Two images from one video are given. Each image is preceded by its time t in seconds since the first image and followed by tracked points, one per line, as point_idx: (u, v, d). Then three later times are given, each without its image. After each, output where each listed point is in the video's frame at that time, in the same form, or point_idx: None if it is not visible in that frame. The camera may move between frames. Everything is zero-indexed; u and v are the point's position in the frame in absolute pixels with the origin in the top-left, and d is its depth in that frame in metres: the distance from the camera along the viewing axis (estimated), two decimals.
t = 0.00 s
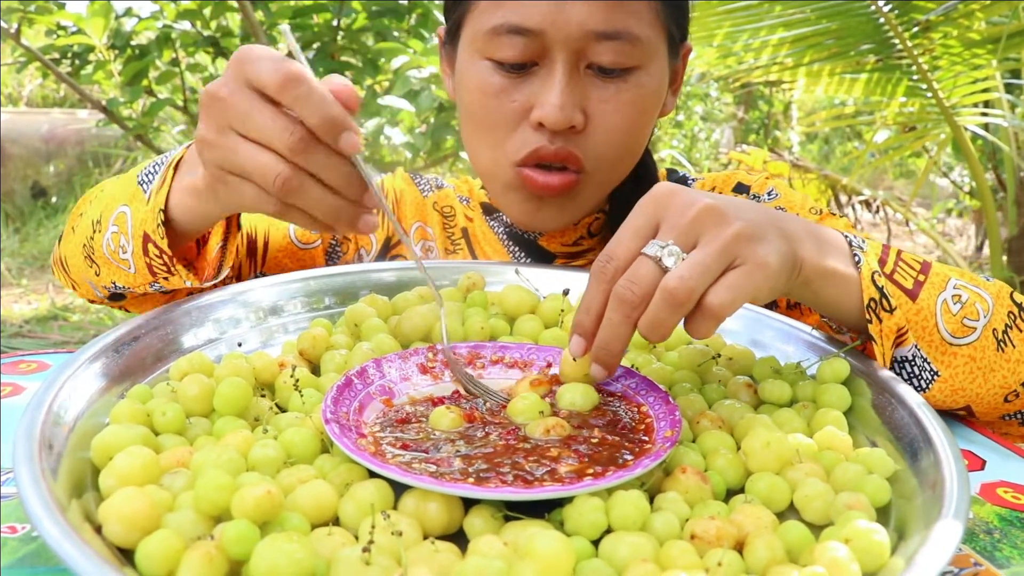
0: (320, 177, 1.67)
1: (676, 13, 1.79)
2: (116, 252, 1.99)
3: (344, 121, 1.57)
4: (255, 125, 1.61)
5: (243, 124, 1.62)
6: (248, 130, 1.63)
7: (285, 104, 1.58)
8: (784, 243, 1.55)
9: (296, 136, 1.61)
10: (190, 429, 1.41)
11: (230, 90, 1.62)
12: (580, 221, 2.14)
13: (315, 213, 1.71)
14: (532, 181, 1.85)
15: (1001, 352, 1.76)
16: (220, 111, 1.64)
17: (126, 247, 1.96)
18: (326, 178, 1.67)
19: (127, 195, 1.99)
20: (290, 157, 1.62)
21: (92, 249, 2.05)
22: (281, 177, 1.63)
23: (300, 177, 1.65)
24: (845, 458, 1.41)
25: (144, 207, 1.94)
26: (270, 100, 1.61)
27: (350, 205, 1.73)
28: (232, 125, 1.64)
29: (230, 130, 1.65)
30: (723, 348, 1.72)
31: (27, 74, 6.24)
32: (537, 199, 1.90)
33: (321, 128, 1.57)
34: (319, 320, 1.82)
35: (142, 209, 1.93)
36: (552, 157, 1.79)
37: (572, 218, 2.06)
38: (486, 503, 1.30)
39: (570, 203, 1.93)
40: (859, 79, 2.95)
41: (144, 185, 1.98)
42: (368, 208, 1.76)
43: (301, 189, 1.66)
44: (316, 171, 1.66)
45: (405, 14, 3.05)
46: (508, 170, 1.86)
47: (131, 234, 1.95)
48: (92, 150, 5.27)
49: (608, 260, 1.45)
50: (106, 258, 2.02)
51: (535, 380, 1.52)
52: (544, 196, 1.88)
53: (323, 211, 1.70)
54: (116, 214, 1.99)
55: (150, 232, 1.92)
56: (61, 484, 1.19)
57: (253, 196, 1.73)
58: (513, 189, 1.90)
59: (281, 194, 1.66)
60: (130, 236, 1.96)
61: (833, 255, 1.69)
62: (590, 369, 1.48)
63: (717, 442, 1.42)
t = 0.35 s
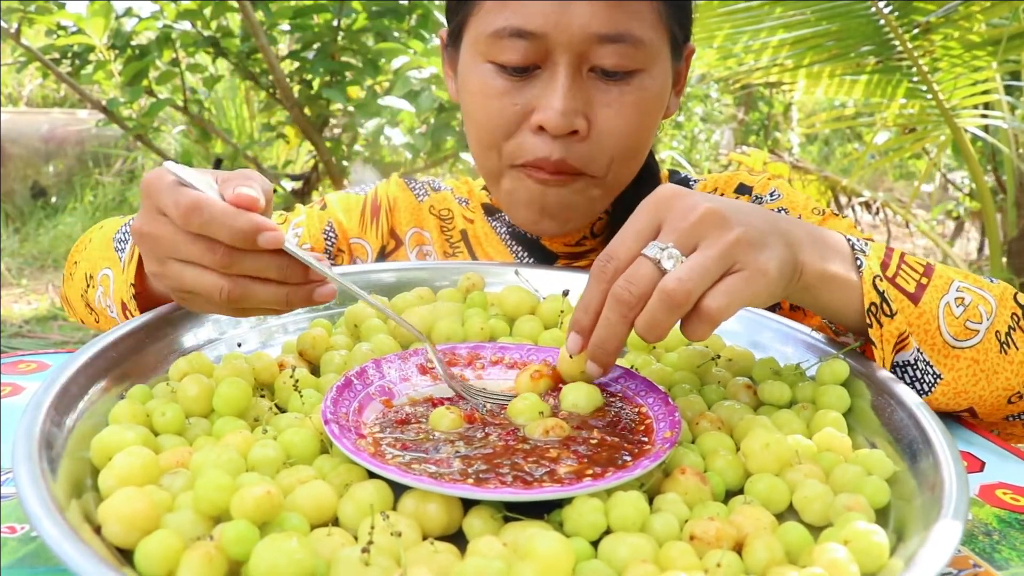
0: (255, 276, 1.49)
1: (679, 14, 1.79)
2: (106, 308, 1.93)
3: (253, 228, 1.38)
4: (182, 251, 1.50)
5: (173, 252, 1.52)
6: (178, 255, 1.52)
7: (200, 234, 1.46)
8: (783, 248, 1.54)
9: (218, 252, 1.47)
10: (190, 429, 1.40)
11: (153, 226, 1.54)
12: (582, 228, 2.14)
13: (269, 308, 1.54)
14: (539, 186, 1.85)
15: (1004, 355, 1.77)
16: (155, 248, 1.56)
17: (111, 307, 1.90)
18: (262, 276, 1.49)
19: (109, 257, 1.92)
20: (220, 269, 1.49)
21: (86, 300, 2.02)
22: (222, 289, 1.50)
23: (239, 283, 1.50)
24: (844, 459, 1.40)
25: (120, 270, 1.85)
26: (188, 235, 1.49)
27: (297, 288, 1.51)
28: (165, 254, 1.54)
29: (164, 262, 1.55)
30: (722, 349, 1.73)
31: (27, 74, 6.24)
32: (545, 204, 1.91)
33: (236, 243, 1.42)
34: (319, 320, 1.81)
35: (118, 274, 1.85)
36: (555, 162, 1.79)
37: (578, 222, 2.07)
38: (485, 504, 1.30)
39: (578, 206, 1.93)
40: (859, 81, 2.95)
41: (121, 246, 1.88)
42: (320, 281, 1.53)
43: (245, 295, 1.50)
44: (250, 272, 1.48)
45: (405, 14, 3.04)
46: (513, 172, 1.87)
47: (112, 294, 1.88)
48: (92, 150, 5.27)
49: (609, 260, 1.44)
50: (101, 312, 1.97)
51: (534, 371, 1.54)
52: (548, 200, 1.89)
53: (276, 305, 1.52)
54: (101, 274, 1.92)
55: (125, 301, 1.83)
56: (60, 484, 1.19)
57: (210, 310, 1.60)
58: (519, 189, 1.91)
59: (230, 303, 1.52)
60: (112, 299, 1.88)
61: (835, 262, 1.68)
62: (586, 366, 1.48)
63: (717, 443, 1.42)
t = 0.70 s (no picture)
0: (200, 270, 1.43)
1: (674, 11, 1.77)
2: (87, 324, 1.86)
3: (184, 222, 1.34)
4: (123, 257, 1.43)
5: (116, 261, 1.46)
6: (122, 262, 1.45)
7: (134, 238, 1.40)
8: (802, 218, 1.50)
9: (156, 250, 1.40)
10: (184, 432, 1.38)
11: (94, 238, 1.48)
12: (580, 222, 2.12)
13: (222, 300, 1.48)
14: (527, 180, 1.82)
15: (1012, 347, 1.75)
16: (99, 260, 1.49)
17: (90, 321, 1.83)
18: (207, 268, 1.42)
19: (87, 269, 1.85)
20: (164, 269, 1.42)
21: (68, 315, 1.93)
22: (170, 288, 1.43)
23: (186, 280, 1.43)
24: (849, 463, 1.38)
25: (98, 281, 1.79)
26: (124, 240, 1.42)
27: (245, 273, 1.45)
28: (110, 263, 1.47)
29: (110, 271, 1.48)
30: (724, 351, 1.70)
31: (20, 71, 6.20)
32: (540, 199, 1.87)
33: (170, 239, 1.36)
34: (315, 321, 1.78)
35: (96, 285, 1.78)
36: (545, 157, 1.75)
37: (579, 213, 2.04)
38: (484, 508, 1.29)
39: (573, 201, 1.89)
40: (863, 79, 2.91)
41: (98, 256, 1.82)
42: (267, 264, 1.47)
43: (194, 290, 1.44)
44: (194, 267, 1.42)
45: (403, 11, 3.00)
46: (506, 169, 1.84)
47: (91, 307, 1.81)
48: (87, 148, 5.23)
49: (627, 198, 1.37)
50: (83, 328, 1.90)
51: (512, 312, 1.50)
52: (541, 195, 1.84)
53: (228, 296, 1.46)
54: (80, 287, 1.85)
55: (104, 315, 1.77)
56: (52, 487, 1.17)
57: (168, 312, 1.53)
58: (511, 186, 1.87)
59: (181, 301, 1.45)
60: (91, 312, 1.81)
61: (850, 241, 1.66)
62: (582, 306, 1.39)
63: (719, 446, 1.39)
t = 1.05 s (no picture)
0: (193, 269, 1.35)
1: None
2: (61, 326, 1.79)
3: (175, 217, 1.26)
4: (109, 253, 1.35)
5: (101, 257, 1.37)
6: (107, 260, 1.37)
7: (122, 234, 1.32)
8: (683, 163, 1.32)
9: (145, 247, 1.32)
10: (163, 441, 1.30)
11: (76, 234, 1.39)
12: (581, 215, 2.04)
13: (215, 300, 1.40)
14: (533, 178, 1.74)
15: (988, 264, 1.61)
16: (82, 257, 1.41)
17: (65, 323, 1.76)
18: (199, 266, 1.35)
19: (63, 269, 1.78)
20: (153, 267, 1.34)
21: (44, 320, 1.85)
22: (159, 287, 1.35)
23: (177, 278, 1.35)
24: (868, 474, 1.30)
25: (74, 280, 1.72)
26: (111, 237, 1.34)
27: (239, 272, 1.37)
28: (94, 261, 1.39)
29: (94, 269, 1.40)
30: (735, 353, 1.61)
31: None
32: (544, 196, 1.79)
33: (160, 235, 1.28)
34: (303, 323, 1.69)
35: (72, 283, 1.72)
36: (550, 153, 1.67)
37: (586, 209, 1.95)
38: (482, 521, 1.21)
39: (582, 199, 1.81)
40: (885, 65, 2.79)
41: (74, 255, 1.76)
42: (263, 263, 1.39)
43: (185, 289, 1.36)
44: (185, 265, 1.34)
45: None
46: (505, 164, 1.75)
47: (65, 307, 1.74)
48: (67, 140, 5.09)
49: (476, 184, 1.28)
50: (57, 331, 1.83)
51: (516, 316, 1.43)
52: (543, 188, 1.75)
53: (220, 296, 1.38)
54: (55, 288, 1.78)
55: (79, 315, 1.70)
56: (18, 500, 1.09)
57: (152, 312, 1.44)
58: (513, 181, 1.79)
59: (171, 300, 1.38)
60: (67, 313, 1.75)
61: (757, 182, 1.48)
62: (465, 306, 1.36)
63: (730, 455, 1.32)
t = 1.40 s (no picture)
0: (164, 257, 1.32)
1: None
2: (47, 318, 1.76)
3: (146, 203, 1.23)
4: (78, 238, 1.32)
5: (72, 242, 1.34)
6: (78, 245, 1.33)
7: (92, 219, 1.28)
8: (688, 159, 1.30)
9: (115, 233, 1.29)
10: (155, 437, 1.27)
11: (48, 219, 1.36)
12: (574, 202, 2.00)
13: (187, 288, 1.37)
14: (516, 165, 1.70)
15: (999, 258, 1.57)
16: (53, 242, 1.38)
17: (52, 314, 1.73)
18: (171, 254, 1.32)
19: (48, 259, 1.76)
20: (124, 254, 1.31)
21: (32, 310, 1.82)
22: (130, 275, 1.32)
23: (147, 265, 1.32)
24: (876, 470, 1.27)
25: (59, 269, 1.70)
26: (81, 222, 1.31)
27: (212, 260, 1.34)
28: (66, 246, 1.36)
29: (67, 255, 1.37)
30: (739, 346, 1.59)
31: None
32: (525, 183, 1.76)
33: (130, 220, 1.25)
34: (299, 316, 1.66)
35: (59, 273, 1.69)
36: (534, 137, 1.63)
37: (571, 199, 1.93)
38: (481, 519, 1.18)
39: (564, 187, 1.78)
40: (890, 54, 2.75)
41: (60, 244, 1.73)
42: (236, 251, 1.36)
43: (156, 277, 1.33)
44: (156, 252, 1.31)
45: None
46: (491, 146, 1.71)
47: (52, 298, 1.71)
48: (64, 130, 5.04)
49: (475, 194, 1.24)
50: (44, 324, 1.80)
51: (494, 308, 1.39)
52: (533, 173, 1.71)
53: (193, 284, 1.35)
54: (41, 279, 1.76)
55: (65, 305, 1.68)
56: (5, 500, 1.07)
57: (126, 300, 1.41)
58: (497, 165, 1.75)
59: (142, 288, 1.34)
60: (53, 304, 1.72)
61: (765, 172, 1.44)
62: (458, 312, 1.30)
63: (735, 451, 1.29)
